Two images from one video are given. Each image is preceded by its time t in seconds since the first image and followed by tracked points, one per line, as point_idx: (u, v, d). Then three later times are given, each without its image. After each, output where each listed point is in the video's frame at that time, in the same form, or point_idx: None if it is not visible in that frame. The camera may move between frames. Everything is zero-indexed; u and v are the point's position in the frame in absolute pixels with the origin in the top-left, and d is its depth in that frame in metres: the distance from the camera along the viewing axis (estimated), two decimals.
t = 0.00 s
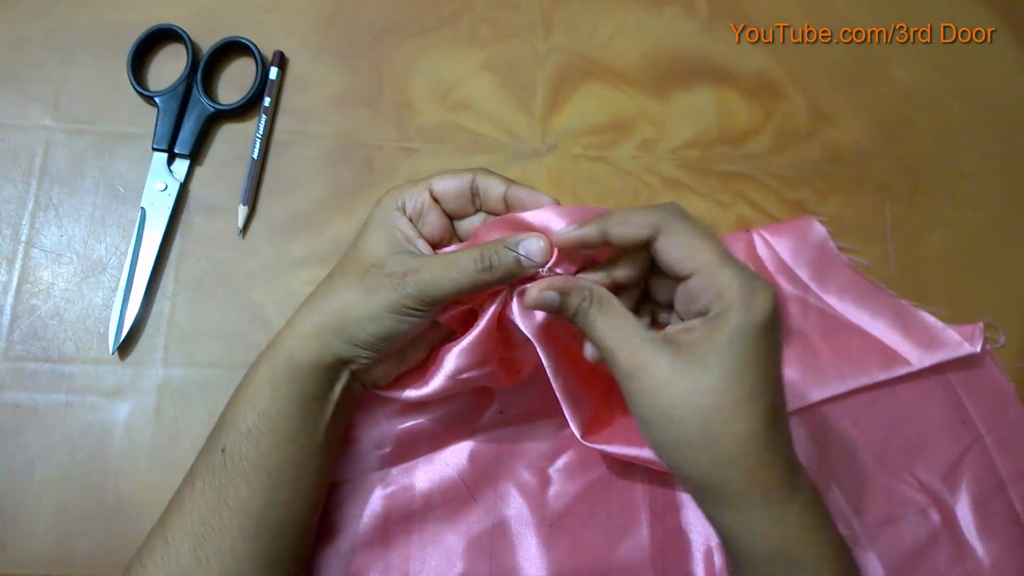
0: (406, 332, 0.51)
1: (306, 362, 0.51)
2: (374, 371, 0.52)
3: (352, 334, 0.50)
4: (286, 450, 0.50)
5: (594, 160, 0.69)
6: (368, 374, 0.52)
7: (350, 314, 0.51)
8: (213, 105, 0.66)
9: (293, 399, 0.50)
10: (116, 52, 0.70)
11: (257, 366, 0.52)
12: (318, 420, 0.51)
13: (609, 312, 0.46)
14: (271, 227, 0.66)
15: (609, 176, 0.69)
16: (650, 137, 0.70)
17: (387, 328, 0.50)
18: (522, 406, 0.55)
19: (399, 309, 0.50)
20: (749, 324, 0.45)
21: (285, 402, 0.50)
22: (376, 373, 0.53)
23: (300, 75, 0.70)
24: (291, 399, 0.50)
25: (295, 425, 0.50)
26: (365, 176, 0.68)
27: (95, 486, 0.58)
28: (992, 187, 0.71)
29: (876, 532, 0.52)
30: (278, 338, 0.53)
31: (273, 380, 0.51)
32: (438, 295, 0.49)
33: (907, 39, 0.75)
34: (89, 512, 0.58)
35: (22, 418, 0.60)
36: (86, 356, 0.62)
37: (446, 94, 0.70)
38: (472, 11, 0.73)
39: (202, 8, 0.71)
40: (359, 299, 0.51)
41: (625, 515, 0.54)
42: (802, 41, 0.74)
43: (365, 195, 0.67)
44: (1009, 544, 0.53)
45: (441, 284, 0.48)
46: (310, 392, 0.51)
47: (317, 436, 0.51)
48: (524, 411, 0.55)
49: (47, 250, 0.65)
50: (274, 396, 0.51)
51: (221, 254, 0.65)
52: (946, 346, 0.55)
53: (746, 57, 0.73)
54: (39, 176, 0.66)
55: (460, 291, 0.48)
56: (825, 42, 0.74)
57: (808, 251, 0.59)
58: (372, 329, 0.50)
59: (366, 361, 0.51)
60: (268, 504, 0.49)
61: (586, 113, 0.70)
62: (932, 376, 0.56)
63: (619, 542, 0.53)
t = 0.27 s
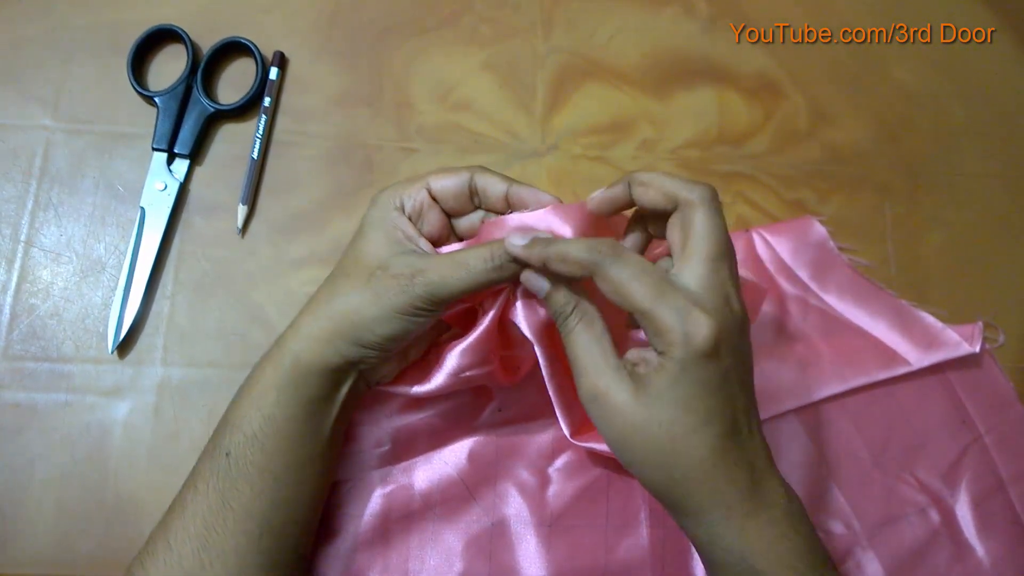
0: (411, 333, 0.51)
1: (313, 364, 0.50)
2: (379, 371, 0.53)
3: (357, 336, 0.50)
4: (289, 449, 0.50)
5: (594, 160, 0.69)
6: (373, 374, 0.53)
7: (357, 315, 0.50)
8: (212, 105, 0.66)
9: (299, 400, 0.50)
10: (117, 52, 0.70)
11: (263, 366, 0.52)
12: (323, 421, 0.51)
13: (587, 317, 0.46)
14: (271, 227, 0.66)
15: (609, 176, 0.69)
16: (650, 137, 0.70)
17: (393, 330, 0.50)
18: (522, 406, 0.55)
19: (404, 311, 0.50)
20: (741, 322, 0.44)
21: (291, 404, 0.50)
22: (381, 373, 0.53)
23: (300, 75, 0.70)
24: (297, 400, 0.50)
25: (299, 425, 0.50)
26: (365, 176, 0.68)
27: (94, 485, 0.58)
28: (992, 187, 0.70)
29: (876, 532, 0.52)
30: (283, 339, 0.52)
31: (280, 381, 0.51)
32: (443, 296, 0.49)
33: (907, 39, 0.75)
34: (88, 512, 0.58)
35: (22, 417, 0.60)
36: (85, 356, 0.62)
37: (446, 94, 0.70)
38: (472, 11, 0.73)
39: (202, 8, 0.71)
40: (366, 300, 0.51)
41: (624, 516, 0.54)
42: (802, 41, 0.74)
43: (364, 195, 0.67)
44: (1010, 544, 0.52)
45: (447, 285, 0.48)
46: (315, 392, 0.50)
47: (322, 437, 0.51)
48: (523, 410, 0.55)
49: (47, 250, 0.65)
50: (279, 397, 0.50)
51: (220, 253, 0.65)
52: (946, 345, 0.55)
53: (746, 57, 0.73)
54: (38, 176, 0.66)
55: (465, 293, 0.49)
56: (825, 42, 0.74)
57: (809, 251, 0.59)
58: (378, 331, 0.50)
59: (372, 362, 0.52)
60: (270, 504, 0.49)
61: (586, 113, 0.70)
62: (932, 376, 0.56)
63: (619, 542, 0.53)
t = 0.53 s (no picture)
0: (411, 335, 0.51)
1: (310, 362, 0.51)
2: (379, 371, 0.53)
3: (357, 337, 0.50)
4: (287, 447, 0.50)
5: (594, 160, 0.69)
6: (373, 375, 0.53)
7: (356, 316, 0.51)
8: (213, 105, 0.66)
9: (297, 399, 0.50)
10: (117, 52, 0.70)
11: (261, 366, 0.52)
12: (321, 420, 0.51)
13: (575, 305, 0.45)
14: (271, 227, 0.66)
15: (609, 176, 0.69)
16: (650, 137, 0.70)
17: (393, 331, 0.50)
18: (523, 406, 0.55)
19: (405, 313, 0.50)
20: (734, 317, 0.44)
21: (290, 402, 0.50)
22: (381, 374, 0.53)
23: (300, 75, 0.70)
24: (296, 399, 0.50)
25: (298, 424, 0.50)
26: (365, 176, 0.68)
27: (94, 485, 0.58)
28: (992, 187, 0.70)
29: (877, 533, 0.52)
30: (282, 339, 0.52)
31: (278, 380, 0.51)
32: (444, 297, 0.49)
33: (907, 39, 0.75)
34: (89, 511, 0.58)
35: (22, 417, 0.60)
36: (86, 356, 0.62)
37: (446, 94, 0.70)
38: (472, 11, 0.73)
39: (202, 8, 0.71)
40: (364, 301, 0.51)
41: (624, 516, 0.54)
42: (802, 41, 0.74)
43: (364, 195, 0.67)
44: (1010, 544, 0.52)
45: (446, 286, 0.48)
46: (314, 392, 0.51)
47: (319, 436, 0.51)
48: (523, 410, 0.55)
49: (47, 250, 0.65)
50: (277, 395, 0.50)
51: (220, 253, 0.65)
52: (946, 345, 0.55)
53: (746, 57, 0.73)
54: (39, 176, 0.66)
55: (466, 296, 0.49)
56: (825, 43, 0.74)
57: (809, 252, 0.59)
58: (378, 331, 0.50)
59: (371, 362, 0.51)
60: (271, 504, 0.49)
61: (586, 113, 0.70)
62: (932, 376, 0.56)
63: (619, 542, 0.53)
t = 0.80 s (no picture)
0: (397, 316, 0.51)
1: (301, 359, 0.52)
2: (368, 364, 0.53)
3: (345, 324, 0.52)
4: (282, 446, 0.51)
5: (594, 160, 0.69)
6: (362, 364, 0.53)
7: (341, 304, 0.52)
8: (213, 105, 0.66)
9: (289, 396, 0.52)
10: (116, 52, 0.70)
11: (253, 365, 0.54)
12: (314, 415, 0.51)
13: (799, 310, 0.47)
14: (271, 227, 0.66)
15: (609, 176, 0.68)
16: (650, 136, 0.70)
17: (377, 311, 0.51)
18: (522, 405, 0.55)
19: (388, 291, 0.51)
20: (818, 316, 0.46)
21: (282, 401, 0.52)
22: (370, 364, 0.53)
23: (300, 75, 0.70)
24: (288, 397, 0.52)
25: (292, 422, 0.51)
26: (365, 176, 0.68)
27: (95, 485, 0.58)
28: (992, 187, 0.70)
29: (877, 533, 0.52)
30: (274, 338, 0.54)
31: (269, 377, 0.53)
32: (425, 273, 0.49)
33: (907, 39, 0.75)
34: (89, 511, 0.58)
35: (22, 417, 0.60)
36: (86, 356, 0.62)
37: (446, 94, 0.70)
38: (472, 11, 0.73)
39: (202, 8, 0.71)
40: (347, 290, 0.53)
41: (625, 515, 0.54)
42: (802, 41, 0.74)
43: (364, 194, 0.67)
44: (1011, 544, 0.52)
45: (427, 261, 0.49)
46: (307, 389, 0.52)
47: (314, 432, 0.51)
48: (524, 410, 0.55)
49: (47, 250, 0.65)
50: (270, 394, 0.52)
51: (220, 253, 0.65)
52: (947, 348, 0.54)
53: (747, 57, 0.73)
54: (38, 176, 0.66)
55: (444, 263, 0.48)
56: (825, 42, 0.74)
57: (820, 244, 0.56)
58: (361, 316, 0.51)
59: (360, 352, 0.52)
60: (269, 503, 0.50)
61: (586, 113, 0.70)
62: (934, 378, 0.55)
63: (619, 542, 0.53)
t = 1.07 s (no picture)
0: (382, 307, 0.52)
1: (294, 358, 0.52)
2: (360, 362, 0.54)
3: (335, 320, 0.52)
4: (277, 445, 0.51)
5: (594, 160, 0.69)
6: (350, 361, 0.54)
7: (328, 299, 0.53)
8: (212, 105, 0.66)
9: (281, 396, 0.52)
10: (117, 52, 0.70)
11: (245, 366, 0.54)
12: (307, 412, 0.52)
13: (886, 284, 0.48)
14: (271, 227, 0.66)
15: (610, 176, 0.68)
16: (650, 137, 0.70)
17: (363, 304, 0.51)
18: (521, 405, 0.55)
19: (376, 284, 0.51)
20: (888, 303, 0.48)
21: (275, 400, 0.52)
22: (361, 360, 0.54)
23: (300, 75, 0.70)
24: (279, 396, 0.52)
25: (286, 421, 0.51)
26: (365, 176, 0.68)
27: (95, 485, 0.58)
28: (993, 187, 0.70)
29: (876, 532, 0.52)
30: (265, 337, 0.55)
31: (261, 377, 0.53)
32: (410, 259, 0.50)
33: (908, 39, 0.75)
34: (89, 511, 0.58)
35: (23, 417, 0.60)
36: (86, 356, 0.62)
37: (446, 95, 0.70)
38: (472, 11, 0.73)
39: (203, 9, 0.71)
40: (333, 285, 0.53)
41: (624, 513, 0.54)
42: (802, 41, 0.74)
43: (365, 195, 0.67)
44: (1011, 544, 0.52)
45: (412, 248, 0.49)
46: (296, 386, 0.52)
47: (307, 430, 0.51)
48: (524, 408, 0.55)
49: (47, 250, 0.65)
50: (263, 394, 0.52)
51: (221, 254, 0.65)
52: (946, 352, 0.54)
53: (747, 57, 0.73)
54: (39, 176, 0.66)
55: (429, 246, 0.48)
56: (826, 43, 0.74)
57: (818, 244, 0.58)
58: (350, 310, 0.52)
59: (350, 347, 0.53)
60: (264, 502, 0.50)
61: (586, 113, 0.70)
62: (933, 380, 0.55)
63: (619, 540, 0.53)
